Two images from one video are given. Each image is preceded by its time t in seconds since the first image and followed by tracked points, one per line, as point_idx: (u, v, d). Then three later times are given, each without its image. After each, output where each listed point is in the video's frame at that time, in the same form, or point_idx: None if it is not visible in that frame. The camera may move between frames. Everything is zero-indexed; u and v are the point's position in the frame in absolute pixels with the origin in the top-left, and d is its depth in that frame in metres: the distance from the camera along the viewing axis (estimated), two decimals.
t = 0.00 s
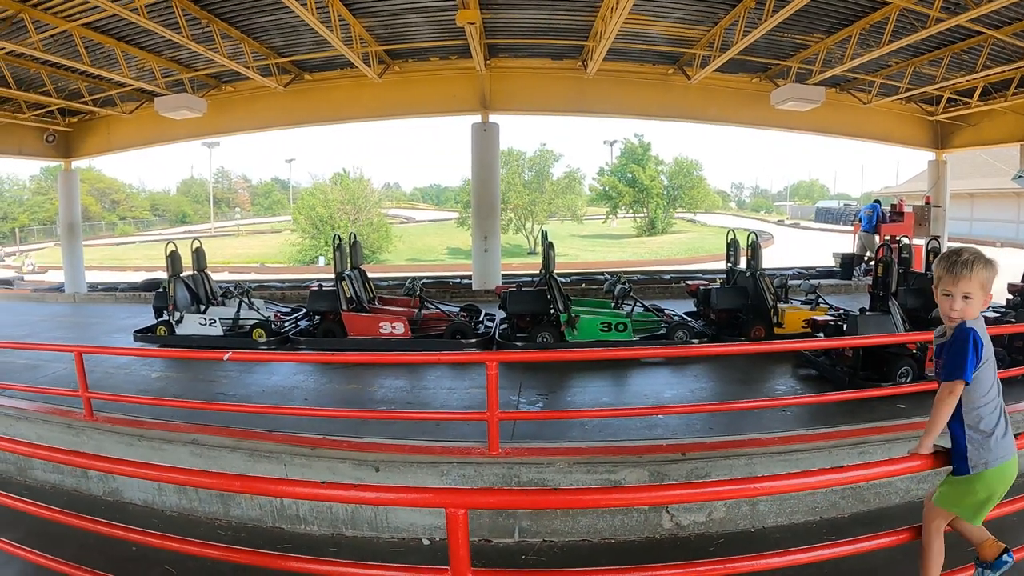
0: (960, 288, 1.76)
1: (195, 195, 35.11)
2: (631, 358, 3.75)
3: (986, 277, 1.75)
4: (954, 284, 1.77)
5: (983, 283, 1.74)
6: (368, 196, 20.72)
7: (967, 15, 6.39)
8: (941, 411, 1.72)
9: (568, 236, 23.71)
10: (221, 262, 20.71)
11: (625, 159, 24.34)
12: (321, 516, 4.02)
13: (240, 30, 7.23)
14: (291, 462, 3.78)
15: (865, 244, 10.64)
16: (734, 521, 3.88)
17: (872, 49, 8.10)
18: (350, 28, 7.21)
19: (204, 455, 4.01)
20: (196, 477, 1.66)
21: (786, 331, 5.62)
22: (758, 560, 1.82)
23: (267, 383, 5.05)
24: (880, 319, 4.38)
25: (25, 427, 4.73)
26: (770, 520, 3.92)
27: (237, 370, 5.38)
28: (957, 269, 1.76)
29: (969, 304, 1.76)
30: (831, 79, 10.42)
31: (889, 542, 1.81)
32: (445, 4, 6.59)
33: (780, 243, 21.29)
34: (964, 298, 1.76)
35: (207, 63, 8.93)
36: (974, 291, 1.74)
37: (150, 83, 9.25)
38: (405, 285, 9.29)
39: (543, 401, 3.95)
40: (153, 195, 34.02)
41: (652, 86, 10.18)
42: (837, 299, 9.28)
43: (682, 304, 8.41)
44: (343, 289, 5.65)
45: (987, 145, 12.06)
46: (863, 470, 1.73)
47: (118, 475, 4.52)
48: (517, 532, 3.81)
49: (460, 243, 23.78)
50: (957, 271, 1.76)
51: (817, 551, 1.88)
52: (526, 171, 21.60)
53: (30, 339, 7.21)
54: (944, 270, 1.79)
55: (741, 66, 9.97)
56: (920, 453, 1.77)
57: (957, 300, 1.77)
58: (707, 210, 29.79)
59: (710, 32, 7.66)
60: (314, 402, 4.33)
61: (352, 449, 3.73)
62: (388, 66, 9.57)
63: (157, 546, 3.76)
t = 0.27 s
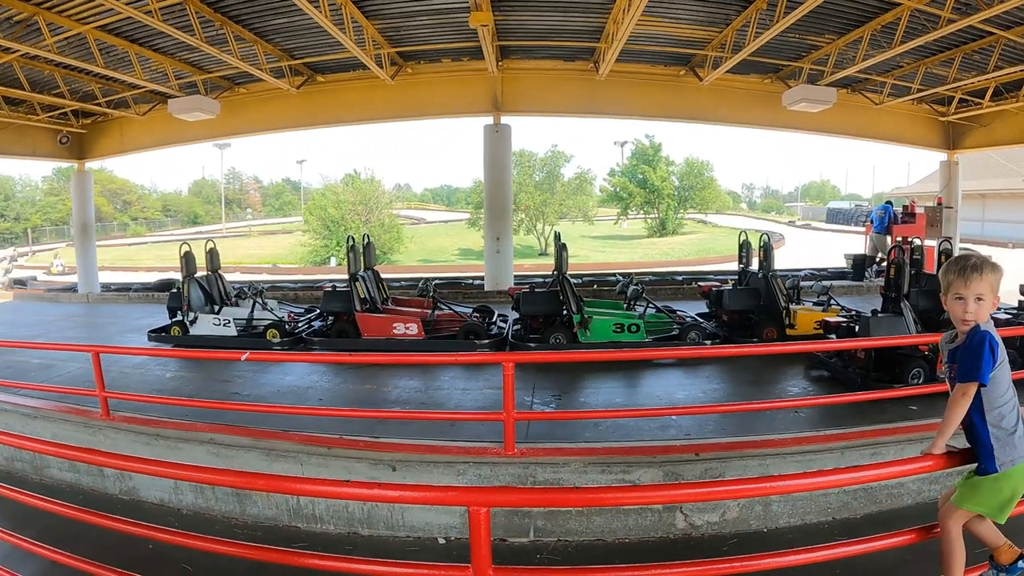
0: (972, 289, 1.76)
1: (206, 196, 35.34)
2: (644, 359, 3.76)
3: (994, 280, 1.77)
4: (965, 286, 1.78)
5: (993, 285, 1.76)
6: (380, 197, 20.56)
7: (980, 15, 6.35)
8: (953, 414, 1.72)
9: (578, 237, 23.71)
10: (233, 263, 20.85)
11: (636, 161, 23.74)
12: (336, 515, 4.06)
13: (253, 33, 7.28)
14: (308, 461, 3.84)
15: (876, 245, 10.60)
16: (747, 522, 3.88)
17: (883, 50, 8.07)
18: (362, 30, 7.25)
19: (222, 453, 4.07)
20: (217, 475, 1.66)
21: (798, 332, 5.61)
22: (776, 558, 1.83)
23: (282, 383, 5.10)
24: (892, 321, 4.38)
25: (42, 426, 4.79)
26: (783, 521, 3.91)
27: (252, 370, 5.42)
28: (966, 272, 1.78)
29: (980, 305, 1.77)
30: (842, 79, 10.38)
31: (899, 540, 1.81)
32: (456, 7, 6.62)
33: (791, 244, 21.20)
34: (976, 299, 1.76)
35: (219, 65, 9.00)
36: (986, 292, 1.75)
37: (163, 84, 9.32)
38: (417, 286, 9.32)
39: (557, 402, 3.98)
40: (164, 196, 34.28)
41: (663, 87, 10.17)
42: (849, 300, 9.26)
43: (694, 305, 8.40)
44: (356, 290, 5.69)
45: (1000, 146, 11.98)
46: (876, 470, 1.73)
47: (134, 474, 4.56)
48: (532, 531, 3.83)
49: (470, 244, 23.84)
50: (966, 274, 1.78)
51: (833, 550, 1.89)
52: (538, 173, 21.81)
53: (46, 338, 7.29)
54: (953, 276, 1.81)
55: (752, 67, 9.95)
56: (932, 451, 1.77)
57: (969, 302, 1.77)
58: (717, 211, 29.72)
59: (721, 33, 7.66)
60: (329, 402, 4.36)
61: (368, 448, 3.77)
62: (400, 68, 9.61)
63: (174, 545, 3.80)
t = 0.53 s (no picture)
0: (989, 290, 1.74)
1: (216, 196, 35.53)
2: (656, 359, 3.77)
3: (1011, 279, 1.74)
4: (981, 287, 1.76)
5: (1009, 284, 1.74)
6: (391, 197, 20.52)
7: (993, 14, 6.32)
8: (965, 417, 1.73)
9: (588, 237, 23.71)
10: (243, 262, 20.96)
11: (646, 161, 24.11)
12: (350, 514, 4.08)
13: (265, 33, 7.32)
14: (322, 460, 3.87)
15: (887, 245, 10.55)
16: (759, 522, 3.89)
17: (895, 49, 8.04)
18: (373, 30, 7.28)
19: (235, 452, 4.10)
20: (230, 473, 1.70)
21: (810, 333, 5.60)
22: (793, 557, 1.84)
23: (294, 382, 5.13)
24: (905, 321, 4.36)
25: (57, 424, 4.84)
26: (796, 521, 3.91)
27: (265, 369, 5.45)
28: (983, 272, 1.75)
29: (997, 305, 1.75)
30: (853, 79, 10.34)
31: (911, 541, 1.80)
32: (467, 7, 6.63)
33: (801, 244, 21.13)
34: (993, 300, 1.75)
35: (231, 66, 9.06)
36: (1003, 292, 1.73)
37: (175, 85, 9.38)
38: (428, 286, 9.35)
39: (570, 401, 3.99)
40: (174, 196, 34.50)
41: (674, 88, 10.16)
42: (861, 301, 9.22)
43: (705, 306, 8.39)
44: (368, 289, 5.71)
45: (1012, 146, 11.90)
46: (891, 470, 1.73)
47: (148, 472, 4.60)
48: (545, 531, 3.84)
49: (481, 244, 23.88)
50: (983, 275, 1.76)
51: (846, 551, 1.88)
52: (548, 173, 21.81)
53: (59, 337, 7.35)
54: (970, 276, 1.79)
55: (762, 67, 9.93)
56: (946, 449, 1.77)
57: (986, 302, 1.76)
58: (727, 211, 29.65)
59: (732, 32, 7.65)
60: (342, 401, 4.39)
61: (382, 447, 3.80)
62: (411, 68, 9.64)
63: (189, 542, 3.83)
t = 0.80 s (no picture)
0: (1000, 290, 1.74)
1: (225, 195, 35.70)
2: (665, 359, 3.77)
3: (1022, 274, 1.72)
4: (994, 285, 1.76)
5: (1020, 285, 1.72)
6: (400, 196, 20.52)
7: (1004, 13, 6.28)
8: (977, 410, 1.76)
9: (596, 237, 23.71)
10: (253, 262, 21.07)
11: (654, 160, 23.94)
12: (359, 513, 4.11)
13: (274, 34, 7.35)
14: (332, 459, 3.89)
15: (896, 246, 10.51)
16: (768, 523, 3.88)
17: (904, 49, 8.00)
18: (382, 31, 7.30)
19: (245, 450, 4.14)
20: (249, 471, 1.73)
21: (819, 333, 5.58)
22: (805, 557, 1.84)
23: (303, 381, 5.16)
24: (915, 322, 4.34)
25: (68, 422, 4.89)
26: (805, 522, 3.91)
27: (275, 369, 5.48)
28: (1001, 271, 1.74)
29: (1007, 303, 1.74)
30: (862, 78, 10.29)
31: (921, 541, 1.80)
32: (476, 7, 6.64)
33: (810, 245, 21.06)
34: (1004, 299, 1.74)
35: (240, 66, 9.11)
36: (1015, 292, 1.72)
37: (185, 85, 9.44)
38: (437, 286, 9.37)
39: (579, 401, 4.00)
40: (184, 196, 34.68)
41: (683, 88, 10.14)
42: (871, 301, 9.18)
43: (714, 306, 8.38)
44: (378, 289, 5.73)
45: None
46: (903, 470, 1.72)
47: (158, 470, 4.64)
48: (554, 530, 3.85)
49: (489, 244, 23.92)
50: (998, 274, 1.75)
51: (856, 551, 1.88)
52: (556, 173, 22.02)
53: (71, 335, 7.42)
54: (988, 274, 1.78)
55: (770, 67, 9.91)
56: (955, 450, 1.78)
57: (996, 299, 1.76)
58: (736, 211, 29.57)
59: (741, 32, 7.63)
60: (351, 400, 4.42)
61: (391, 446, 3.82)
62: (421, 68, 9.67)
63: (200, 540, 3.86)
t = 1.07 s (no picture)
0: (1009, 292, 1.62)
1: (228, 196, 35.77)
2: (667, 359, 3.77)
3: None
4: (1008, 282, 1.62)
5: None
6: (403, 196, 20.48)
7: (1008, 14, 6.26)
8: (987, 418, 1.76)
9: (599, 238, 23.71)
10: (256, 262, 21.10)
11: (658, 160, 23.29)
12: (361, 513, 4.12)
13: (277, 34, 7.36)
14: (334, 459, 3.90)
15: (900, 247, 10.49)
16: (770, 523, 3.88)
17: (907, 50, 7.99)
18: (386, 32, 7.30)
19: (248, 450, 4.14)
20: (249, 471, 1.71)
21: (822, 334, 5.57)
22: (809, 558, 1.84)
23: (306, 381, 5.17)
24: (918, 323, 4.33)
25: (71, 422, 4.90)
26: (807, 523, 3.91)
27: (278, 369, 5.49)
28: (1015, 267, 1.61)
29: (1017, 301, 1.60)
30: (865, 79, 10.27)
31: (923, 543, 1.80)
32: (478, 8, 6.65)
33: (813, 245, 21.05)
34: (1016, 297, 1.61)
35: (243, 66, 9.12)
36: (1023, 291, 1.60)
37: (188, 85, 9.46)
38: (440, 286, 9.38)
39: (581, 402, 4.00)
40: (187, 196, 34.76)
41: (685, 88, 10.13)
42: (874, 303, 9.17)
43: (716, 307, 8.37)
44: (380, 289, 5.74)
45: None
46: (906, 471, 1.72)
47: (161, 470, 4.66)
48: (556, 530, 3.86)
49: (491, 244, 23.93)
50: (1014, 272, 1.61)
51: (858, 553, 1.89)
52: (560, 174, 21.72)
53: (74, 335, 7.44)
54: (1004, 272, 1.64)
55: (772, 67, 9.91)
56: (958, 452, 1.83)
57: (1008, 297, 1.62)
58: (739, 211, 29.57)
59: (744, 33, 7.63)
60: (353, 401, 4.42)
61: (394, 447, 3.82)
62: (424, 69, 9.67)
63: (202, 540, 3.87)
